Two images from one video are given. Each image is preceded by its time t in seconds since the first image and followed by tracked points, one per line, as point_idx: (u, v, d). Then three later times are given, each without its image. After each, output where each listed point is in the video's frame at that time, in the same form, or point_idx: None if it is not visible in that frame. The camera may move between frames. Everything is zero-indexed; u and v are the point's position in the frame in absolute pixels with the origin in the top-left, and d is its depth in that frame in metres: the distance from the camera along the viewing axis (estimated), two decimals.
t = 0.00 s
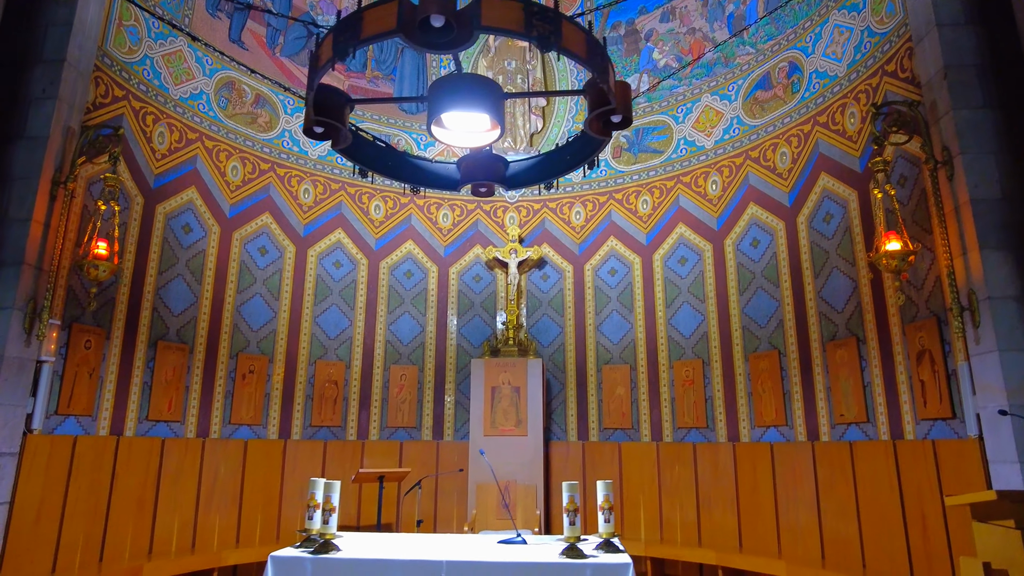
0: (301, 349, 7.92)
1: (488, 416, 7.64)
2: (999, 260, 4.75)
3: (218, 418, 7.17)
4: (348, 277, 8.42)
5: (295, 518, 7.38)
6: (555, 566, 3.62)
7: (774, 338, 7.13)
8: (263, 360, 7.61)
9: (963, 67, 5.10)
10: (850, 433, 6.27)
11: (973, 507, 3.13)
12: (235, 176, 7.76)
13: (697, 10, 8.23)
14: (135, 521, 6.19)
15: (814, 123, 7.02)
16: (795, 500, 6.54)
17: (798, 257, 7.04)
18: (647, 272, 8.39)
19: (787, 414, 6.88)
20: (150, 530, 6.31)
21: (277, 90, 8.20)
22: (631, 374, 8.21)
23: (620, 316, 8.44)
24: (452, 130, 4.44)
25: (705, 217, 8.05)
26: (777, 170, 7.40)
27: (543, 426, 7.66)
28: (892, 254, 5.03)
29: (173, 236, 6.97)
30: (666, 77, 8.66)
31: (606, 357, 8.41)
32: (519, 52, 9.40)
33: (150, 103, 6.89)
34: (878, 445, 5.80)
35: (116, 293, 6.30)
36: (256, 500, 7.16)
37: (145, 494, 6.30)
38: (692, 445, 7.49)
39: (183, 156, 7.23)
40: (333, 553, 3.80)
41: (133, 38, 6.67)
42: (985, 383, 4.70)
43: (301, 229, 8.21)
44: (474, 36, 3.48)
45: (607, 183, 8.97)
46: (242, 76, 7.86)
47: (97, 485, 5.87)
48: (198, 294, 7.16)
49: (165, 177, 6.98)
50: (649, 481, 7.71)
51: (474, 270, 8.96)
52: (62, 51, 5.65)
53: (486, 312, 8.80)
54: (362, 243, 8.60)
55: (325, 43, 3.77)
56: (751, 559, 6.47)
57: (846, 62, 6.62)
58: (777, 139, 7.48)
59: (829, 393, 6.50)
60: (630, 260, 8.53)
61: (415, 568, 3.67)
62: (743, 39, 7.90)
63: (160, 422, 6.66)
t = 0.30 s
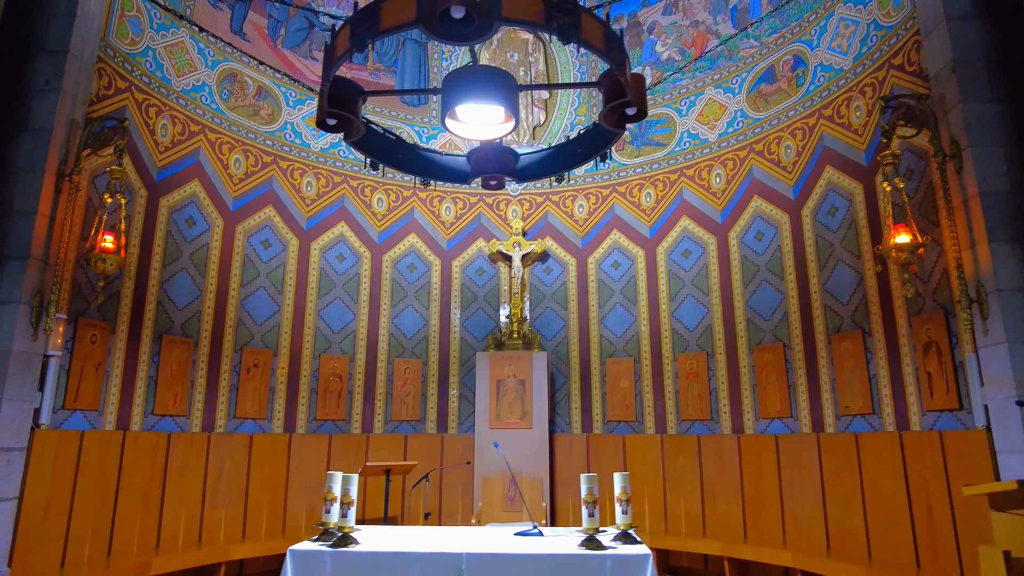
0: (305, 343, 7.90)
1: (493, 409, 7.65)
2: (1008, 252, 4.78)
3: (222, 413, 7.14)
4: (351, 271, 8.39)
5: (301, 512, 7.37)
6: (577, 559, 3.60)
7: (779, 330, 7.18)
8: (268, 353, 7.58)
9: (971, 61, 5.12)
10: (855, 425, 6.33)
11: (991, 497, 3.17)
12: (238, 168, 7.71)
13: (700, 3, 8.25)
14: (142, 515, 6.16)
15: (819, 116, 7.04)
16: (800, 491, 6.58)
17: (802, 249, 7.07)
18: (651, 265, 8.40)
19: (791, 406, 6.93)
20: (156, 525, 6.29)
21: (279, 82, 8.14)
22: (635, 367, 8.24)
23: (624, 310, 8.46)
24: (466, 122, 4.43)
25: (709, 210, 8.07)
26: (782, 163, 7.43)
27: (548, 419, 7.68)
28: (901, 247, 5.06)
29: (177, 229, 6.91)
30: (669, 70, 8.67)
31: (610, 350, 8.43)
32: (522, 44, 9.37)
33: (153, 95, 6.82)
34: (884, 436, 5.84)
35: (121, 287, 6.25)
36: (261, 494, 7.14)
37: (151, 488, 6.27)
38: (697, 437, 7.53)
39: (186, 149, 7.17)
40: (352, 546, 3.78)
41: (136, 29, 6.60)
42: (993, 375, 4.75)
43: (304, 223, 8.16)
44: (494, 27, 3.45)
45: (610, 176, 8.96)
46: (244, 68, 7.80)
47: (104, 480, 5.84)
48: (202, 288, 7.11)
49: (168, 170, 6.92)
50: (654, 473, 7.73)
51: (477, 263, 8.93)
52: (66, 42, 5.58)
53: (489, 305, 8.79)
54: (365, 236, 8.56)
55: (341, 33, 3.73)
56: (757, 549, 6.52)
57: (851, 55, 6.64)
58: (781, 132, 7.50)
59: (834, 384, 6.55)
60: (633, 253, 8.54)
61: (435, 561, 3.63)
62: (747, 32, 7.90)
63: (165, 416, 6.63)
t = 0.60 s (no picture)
0: (312, 338, 7.84)
1: (502, 405, 7.61)
2: None
3: (230, 409, 7.08)
4: (358, 266, 8.33)
5: (309, 508, 7.31)
6: (603, 557, 3.57)
7: (790, 326, 7.15)
8: (275, 349, 7.52)
9: (991, 54, 5.08)
10: (868, 420, 6.31)
11: None
12: (244, 163, 7.63)
13: None
14: (151, 513, 6.10)
15: (831, 111, 7.00)
16: (813, 487, 6.56)
17: (814, 244, 7.05)
18: (659, 260, 8.36)
19: (803, 402, 6.91)
20: (165, 522, 6.23)
21: (285, 75, 8.05)
22: (644, 363, 8.20)
23: (632, 305, 8.42)
24: (485, 115, 4.37)
25: (719, 205, 8.04)
26: (793, 158, 7.39)
27: (558, 415, 7.64)
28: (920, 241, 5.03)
29: (184, 224, 6.84)
30: (677, 64, 8.60)
31: (618, 346, 8.39)
32: (529, 38, 9.32)
33: (159, 88, 6.74)
34: (899, 432, 5.82)
35: (128, 283, 6.18)
36: (270, 490, 7.09)
37: (160, 485, 6.20)
38: (707, 433, 7.50)
39: (192, 143, 7.09)
40: (374, 545, 3.73)
41: (142, 21, 6.51)
42: (1013, 369, 4.73)
43: (310, 218, 8.10)
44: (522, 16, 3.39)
45: (617, 170, 8.91)
46: (250, 62, 7.71)
47: (113, 477, 5.77)
48: (209, 283, 7.04)
49: (175, 164, 6.84)
50: (663, 469, 7.70)
51: (484, 259, 8.87)
52: (73, 34, 5.50)
53: (496, 301, 8.74)
54: (371, 231, 8.50)
55: (362, 24, 3.67)
56: (769, 544, 6.50)
57: (864, 49, 6.60)
58: (792, 127, 7.46)
59: (847, 380, 6.53)
60: (642, 248, 8.50)
61: (459, 560, 3.59)
62: (757, 26, 7.83)
63: (173, 413, 6.56)
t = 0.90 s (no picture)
0: (320, 335, 7.78)
1: (512, 402, 7.57)
2: None
3: (239, 407, 7.02)
4: (366, 263, 8.27)
5: (318, 506, 7.25)
6: (629, 558, 3.53)
7: (802, 322, 7.12)
8: (283, 347, 7.46)
9: (1013, 49, 5.02)
10: (882, 418, 6.28)
11: None
12: (251, 158, 7.57)
13: None
14: (161, 512, 6.04)
15: (843, 106, 6.96)
16: (825, 484, 6.52)
17: (826, 240, 7.01)
18: (669, 257, 8.32)
19: (815, 399, 6.88)
20: (175, 521, 6.17)
21: (292, 70, 7.97)
22: (653, 360, 8.16)
23: (641, 302, 8.38)
24: (504, 110, 4.32)
25: (729, 202, 8.00)
26: (804, 154, 7.35)
27: (568, 412, 7.60)
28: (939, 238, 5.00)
29: (192, 220, 6.77)
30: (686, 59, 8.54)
31: (627, 343, 8.35)
32: (537, 32, 9.24)
33: (166, 82, 6.66)
34: (914, 429, 5.79)
35: (137, 280, 6.11)
36: (278, 488, 7.04)
37: (170, 484, 6.14)
38: (717, 430, 7.46)
39: (200, 138, 7.02)
40: (396, 545, 3.68)
41: (149, 15, 6.42)
42: None
43: (318, 214, 8.04)
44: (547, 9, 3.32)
45: (626, 166, 8.85)
46: (256, 56, 7.62)
47: (123, 476, 5.71)
48: (217, 280, 6.97)
49: (182, 159, 6.76)
50: (673, 466, 7.66)
51: (492, 255, 8.82)
52: (81, 27, 5.41)
53: (504, 297, 8.69)
54: (379, 228, 8.44)
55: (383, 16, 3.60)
56: (782, 542, 6.47)
57: (879, 44, 6.55)
58: (804, 123, 7.42)
59: (860, 377, 6.50)
60: (651, 245, 8.45)
61: (483, 560, 3.54)
62: (768, 22, 7.73)
63: (182, 411, 6.50)
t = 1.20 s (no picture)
0: (328, 335, 7.74)
1: (521, 402, 7.54)
2: None
3: (247, 407, 6.98)
4: (373, 262, 8.24)
5: (326, 506, 7.21)
6: (651, 558, 3.50)
7: (812, 321, 7.10)
8: (291, 346, 7.42)
9: None
10: (895, 416, 6.26)
11: None
12: (259, 157, 7.53)
13: None
14: (170, 512, 6.00)
15: (854, 104, 6.95)
16: (837, 483, 6.50)
17: (837, 239, 7.00)
18: (677, 256, 8.30)
19: (826, 398, 6.86)
20: (184, 522, 6.12)
21: (299, 69, 7.93)
22: (662, 359, 8.14)
23: (650, 301, 8.35)
24: (522, 108, 4.29)
25: (738, 200, 7.98)
26: (814, 152, 7.34)
27: (577, 412, 7.57)
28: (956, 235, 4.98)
29: (200, 219, 6.72)
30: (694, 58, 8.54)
31: (635, 343, 8.33)
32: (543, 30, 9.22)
33: (174, 80, 6.61)
34: (927, 428, 5.77)
35: (145, 279, 6.06)
36: (286, 489, 7.00)
37: (179, 484, 6.09)
38: (727, 429, 7.44)
39: (208, 136, 6.98)
40: (416, 546, 3.64)
41: (157, 12, 6.38)
42: None
43: (325, 213, 8.00)
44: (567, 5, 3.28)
45: (633, 165, 8.82)
46: (264, 54, 7.59)
47: (132, 477, 5.66)
48: (225, 279, 6.92)
49: (190, 157, 6.72)
50: (683, 466, 7.61)
51: (499, 254, 8.79)
52: (90, 24, 5.37)
53: (512, 297, 8.66)
54: (386, 227, 8.40)
55: (403, 12, 3.57)
56: (794, 541, 6.44)
57: (890, 42, 6.55)
58: (813, 121, 7.40)
59: (872, 376, 6.48)
60: (659, 244, 8.43)
61: (505, 561, 3.51)
62: (777, 20, 7.73)
63: (191, 411, 6.45)
